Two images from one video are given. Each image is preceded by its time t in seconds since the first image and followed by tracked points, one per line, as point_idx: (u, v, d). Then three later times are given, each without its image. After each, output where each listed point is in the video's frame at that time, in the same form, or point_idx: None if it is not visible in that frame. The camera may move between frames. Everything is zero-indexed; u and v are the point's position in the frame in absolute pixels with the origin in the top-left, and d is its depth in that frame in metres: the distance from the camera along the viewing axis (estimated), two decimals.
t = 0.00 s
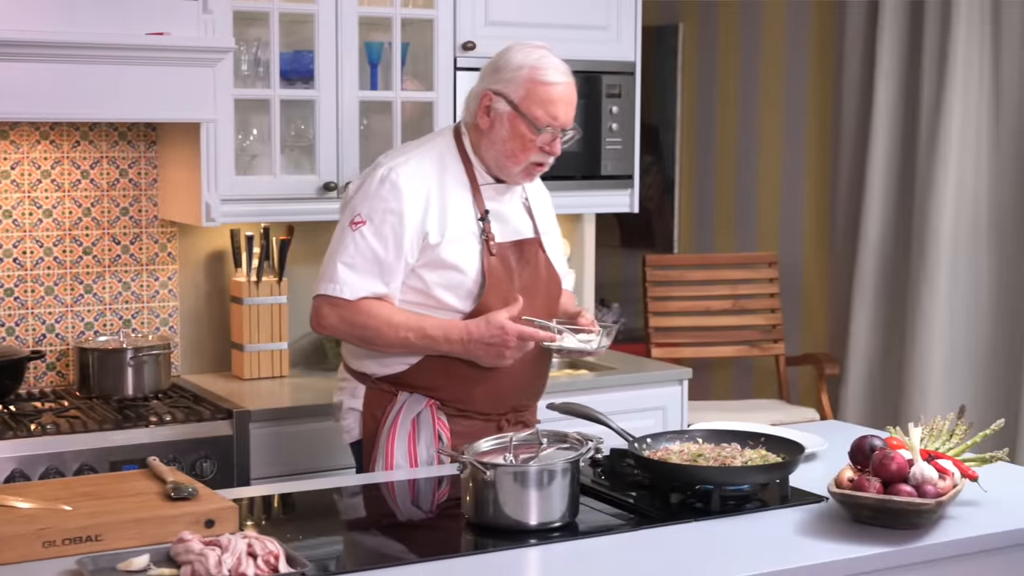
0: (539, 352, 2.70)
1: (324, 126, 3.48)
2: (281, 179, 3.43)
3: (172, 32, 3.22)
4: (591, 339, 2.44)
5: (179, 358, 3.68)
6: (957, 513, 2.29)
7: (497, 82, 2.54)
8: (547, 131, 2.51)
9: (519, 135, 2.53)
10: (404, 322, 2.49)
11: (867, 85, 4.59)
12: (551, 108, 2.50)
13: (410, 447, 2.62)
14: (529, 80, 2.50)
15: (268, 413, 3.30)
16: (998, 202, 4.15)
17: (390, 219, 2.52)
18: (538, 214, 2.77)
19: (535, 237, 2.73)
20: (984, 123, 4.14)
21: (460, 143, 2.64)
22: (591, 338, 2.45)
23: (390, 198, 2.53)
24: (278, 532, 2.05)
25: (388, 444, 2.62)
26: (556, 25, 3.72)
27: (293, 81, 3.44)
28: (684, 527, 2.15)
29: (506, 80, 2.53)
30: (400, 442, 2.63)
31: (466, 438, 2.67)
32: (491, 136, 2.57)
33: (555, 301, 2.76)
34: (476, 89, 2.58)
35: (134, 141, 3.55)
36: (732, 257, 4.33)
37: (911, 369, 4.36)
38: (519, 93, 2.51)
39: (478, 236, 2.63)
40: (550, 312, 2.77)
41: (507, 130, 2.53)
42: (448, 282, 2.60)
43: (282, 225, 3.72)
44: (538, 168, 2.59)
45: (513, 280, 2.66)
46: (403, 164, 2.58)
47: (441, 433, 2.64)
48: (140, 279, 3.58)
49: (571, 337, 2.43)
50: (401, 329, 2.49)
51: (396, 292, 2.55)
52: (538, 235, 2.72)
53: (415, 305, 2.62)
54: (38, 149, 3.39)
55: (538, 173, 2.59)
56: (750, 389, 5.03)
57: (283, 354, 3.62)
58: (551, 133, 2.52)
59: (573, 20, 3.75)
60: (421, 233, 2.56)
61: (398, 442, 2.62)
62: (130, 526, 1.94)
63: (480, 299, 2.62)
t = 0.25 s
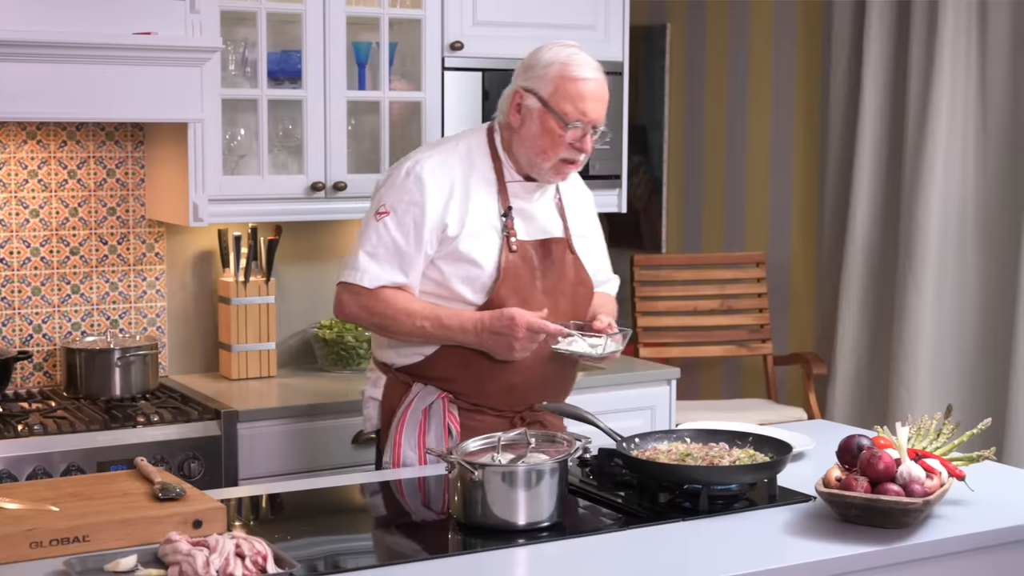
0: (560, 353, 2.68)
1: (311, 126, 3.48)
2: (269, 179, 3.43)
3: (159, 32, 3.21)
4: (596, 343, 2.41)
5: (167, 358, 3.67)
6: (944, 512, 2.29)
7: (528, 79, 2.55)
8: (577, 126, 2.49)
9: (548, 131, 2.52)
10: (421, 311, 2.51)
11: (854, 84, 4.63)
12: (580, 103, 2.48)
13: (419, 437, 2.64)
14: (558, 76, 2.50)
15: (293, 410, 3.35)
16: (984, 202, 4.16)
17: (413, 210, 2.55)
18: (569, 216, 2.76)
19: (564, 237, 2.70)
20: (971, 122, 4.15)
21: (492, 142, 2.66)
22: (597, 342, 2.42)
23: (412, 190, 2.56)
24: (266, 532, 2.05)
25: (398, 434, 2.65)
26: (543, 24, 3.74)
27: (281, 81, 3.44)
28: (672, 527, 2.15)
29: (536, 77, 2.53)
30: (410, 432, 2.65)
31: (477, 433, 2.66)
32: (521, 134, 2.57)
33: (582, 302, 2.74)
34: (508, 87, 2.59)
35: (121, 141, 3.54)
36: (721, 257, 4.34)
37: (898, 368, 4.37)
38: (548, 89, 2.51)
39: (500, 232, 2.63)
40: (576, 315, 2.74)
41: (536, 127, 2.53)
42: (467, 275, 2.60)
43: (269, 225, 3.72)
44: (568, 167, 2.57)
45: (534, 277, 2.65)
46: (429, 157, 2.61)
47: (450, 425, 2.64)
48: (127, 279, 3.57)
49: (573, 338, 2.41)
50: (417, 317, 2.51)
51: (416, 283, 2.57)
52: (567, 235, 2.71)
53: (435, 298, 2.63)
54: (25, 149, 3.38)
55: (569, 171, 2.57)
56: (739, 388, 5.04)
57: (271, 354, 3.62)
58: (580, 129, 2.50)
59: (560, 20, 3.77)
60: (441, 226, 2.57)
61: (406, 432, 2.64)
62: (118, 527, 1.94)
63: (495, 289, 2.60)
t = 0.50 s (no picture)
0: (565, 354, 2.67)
1: (301, 126, 3.48)
2: (258, 179, 3.43)
3: (147, 31, 3.20)
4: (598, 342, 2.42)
5: (156, 358, 3.67)
6: (934, 512, 2.29)
7: (544, 80, 2.53)
8: (589, 130, 2.46)
9: (561, 133, 2.50)
10: (426, 302, 2.51)
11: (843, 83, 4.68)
12: (593, 107, 2.45)
13: (419, 429, 2.64)
14: (573, 78, 2.47)
15: (308, 408, 3.38)
16: (973, 202, 4.17)
17: (424, 206, 2.58)
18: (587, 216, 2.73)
19: (579, 239, 2.68)
20: (959, 122, 4.16)
21: (508, 140, 2.65)
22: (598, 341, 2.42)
23: (424, 186, 2.59)
24: (255, 532, 2.04)
25: (399, 425, 2.67)
26: (533, 24, 3.75)
27: (270, 80, 3.44)
28: (663, 527, 2.15)
29: (552, 78, 2.51)
30: (411, 424, 2.66)
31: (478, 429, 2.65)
32: (535, 134, 2.56)
33: (595, 304, 2.71)
34: (526, 87, 2.57)
35: (110, 141, 3.53)
36: (712, 257, 4.34)
37: (887, 367, 4.37)
38: (563, 91, 2.48)
39: (510, 231, 2.63)
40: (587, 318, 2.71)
41: (550, 128, 2.51)
42: (474, 271, 2.60)
43: (259, 225, 3.72)
44: (582, 168, 2.54)
45: (542, 277, 2.64)
46: (444, 155, 2.63)
47: (450, 418, 2.64)
48: (116, 279, 3.57)
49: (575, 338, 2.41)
50: (422, 308, 2.51)
51: (424, 278, 2.58)
52: (582, 236, 2.69)
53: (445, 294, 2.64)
54: (13, 149, 3.38)
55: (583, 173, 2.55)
56: (728, 388, 5.05)
57: (261, 354, 3.61)
58: (593, 133, 2.47)
59: (550, 20, 3.77)
60: (451, 222, 2.59)
61: (407, 424, 2.65)
62: (107, 527, 1.93)
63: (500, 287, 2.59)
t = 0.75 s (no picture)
0: (558, 357, 2.65)
1: (290, 126, 3.47)
2: (248, 179, 3.43)
3: (136, 31, 3.20)
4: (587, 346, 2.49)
5: (145, 358, 3.67)
6: (923, 511, 2.30)
7: (541, 86, 2.50)
8: (577, 146, 2.46)
9: (550, 142, 2.50)
10: (418, 294, 2.50)
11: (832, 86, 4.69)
12: (583, 124, 2.43)
13: (413, 429, 2.64)
14: (568, 91, 2.44)
15: (300, 408, 3.38)
16: (962, 202, 4.18)
17: (418, 205, 2.57)
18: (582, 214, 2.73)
19: (573, 238, 2.69)
20: (948, 123, 4.17)
21: (502, 137, 2.65)
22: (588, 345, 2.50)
23: (418, 186, 2.58)
24: (245, 533, 2.04)
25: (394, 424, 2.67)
26: (523, 24, 3.75)
27: (260, 80, 3.44)
28: (653, 526, 2.15)
29: (548, 86, 2.48)
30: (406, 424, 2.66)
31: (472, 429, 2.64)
32: (526, 136, 2.56)
33: (588, 304, 2.71)
34: (523, 87, 2.55)
35: (99, 141, 3.52)
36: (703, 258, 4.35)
37: (877, 367, 4.38)
38: (557, 102, 2.46)
39: (502, 229, 2.63)
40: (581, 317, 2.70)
41: (539, 135, 2.51)
42: (466, 270, 2.60)
43: (248, 225, 3.72)
44: (567, 176, 2.56)
45: (534, 276, 2.64)
46: (438, 154, 2.63)
47: (444, 419, 2.63)
48: (105, 279, 3.56)
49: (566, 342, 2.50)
50: (415, 301, 2.49)
51: (417, 278, 2.58)
52: (576, 234, 2.69)
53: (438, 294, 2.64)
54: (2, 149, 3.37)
55: (568, 181, 2.56)
56: (718, 388, 5.05)
57: (251, 354, 3.61)
58: (580, 149, 2.46)
59: (540, 19, 3.78)
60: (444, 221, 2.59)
61: (401, 426, 2.64)
62: (96, 528, 1.93)
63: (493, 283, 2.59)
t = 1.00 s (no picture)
0: (549, 356, 2.65)
1: (280, 126, 3.47)
2: (237, 179, 3.43)
3: (125, 30, 3.19)
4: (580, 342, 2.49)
5: (134, 359, 3.66)
6: (911, 510, 2.30)
7: (524, 85, 2.50)
8: (561, 145, 2.46)
9: (534, 141, 2.50)
10: (411, 296, 2.50)
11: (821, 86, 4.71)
12: (567, 123, 2.44)
13: (407, 429, 2.64)
14: (551, 90, 2.44)
15: (290, 408, 3.38)
16: (950, 203, 4.19)
17: (406, 207, 2.57)
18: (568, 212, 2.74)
19: (560, 235, 2.69)
20: (937, 123, 4.18)
21: (486, 137, 2.66)
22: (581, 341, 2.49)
23: (405, 188, 2.58)
24: (234, 534, 2.04)
25: (387, 423, 2.66)
26: (513, 24, 3.75)
27: (249, 80, 3.44)
28: (643, 526, 2.16)
29: (532, 85, 2.48)
30: (399, 424, 2.65)
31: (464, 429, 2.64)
32: (510, 135, 2.56)
33: (577, 301, 2.72)
34: (506, 86, 2.55)
35: (88, 141, 3.52)
36: (693, 258, 4.35)
37: (865, 367, 4.39)
38: (540, 101, 2.46)
39: (489, 228, 2.63)
40: (570, 315, 2.71)
41: (524, 134, 2.51)
42: (457, 269, 2.59)
43: (238, 225, 3.71)
44: (552, 175, 2.56)
45: (524, 275, 2.64)
46: (423, 156, 2.63)
47: (438, 420, 2.63)
48: (94, 280, 3.56)
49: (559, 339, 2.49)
50: (409, 302, 2.49)
51: (409, 279, 2.57)
52: (563, 231, 2.70)
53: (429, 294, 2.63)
54: None
55: (553, 179, 2.57)
56: (707, 388, 5.06)
57: (240, 355, 3.60)
58: (565, 147, 2.47)
59: (530, 20, 3.78)
60: (432, 222, 2.59)
61: (394, 426, 2.65)
62: (85, 529, 1.92)
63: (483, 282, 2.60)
